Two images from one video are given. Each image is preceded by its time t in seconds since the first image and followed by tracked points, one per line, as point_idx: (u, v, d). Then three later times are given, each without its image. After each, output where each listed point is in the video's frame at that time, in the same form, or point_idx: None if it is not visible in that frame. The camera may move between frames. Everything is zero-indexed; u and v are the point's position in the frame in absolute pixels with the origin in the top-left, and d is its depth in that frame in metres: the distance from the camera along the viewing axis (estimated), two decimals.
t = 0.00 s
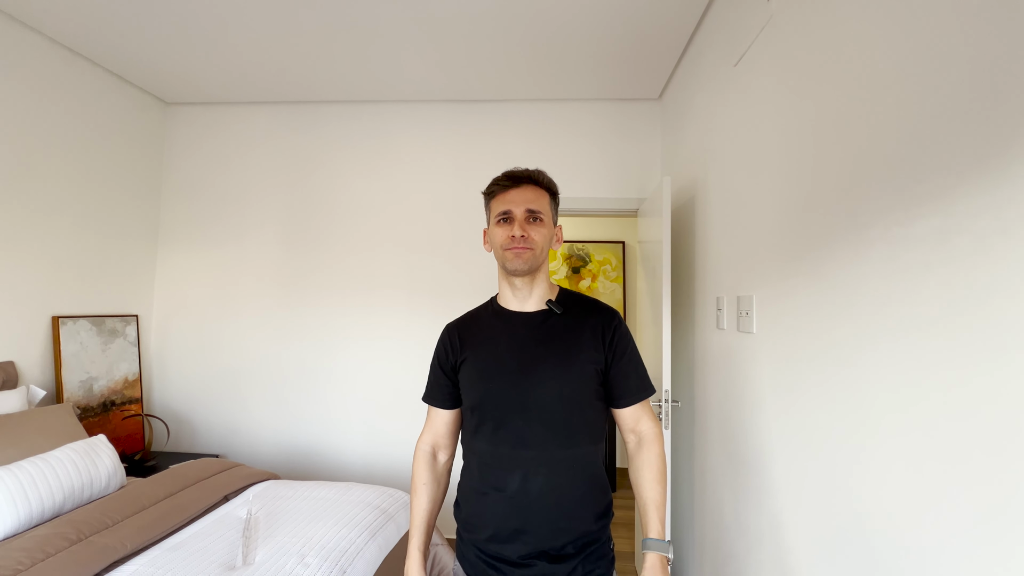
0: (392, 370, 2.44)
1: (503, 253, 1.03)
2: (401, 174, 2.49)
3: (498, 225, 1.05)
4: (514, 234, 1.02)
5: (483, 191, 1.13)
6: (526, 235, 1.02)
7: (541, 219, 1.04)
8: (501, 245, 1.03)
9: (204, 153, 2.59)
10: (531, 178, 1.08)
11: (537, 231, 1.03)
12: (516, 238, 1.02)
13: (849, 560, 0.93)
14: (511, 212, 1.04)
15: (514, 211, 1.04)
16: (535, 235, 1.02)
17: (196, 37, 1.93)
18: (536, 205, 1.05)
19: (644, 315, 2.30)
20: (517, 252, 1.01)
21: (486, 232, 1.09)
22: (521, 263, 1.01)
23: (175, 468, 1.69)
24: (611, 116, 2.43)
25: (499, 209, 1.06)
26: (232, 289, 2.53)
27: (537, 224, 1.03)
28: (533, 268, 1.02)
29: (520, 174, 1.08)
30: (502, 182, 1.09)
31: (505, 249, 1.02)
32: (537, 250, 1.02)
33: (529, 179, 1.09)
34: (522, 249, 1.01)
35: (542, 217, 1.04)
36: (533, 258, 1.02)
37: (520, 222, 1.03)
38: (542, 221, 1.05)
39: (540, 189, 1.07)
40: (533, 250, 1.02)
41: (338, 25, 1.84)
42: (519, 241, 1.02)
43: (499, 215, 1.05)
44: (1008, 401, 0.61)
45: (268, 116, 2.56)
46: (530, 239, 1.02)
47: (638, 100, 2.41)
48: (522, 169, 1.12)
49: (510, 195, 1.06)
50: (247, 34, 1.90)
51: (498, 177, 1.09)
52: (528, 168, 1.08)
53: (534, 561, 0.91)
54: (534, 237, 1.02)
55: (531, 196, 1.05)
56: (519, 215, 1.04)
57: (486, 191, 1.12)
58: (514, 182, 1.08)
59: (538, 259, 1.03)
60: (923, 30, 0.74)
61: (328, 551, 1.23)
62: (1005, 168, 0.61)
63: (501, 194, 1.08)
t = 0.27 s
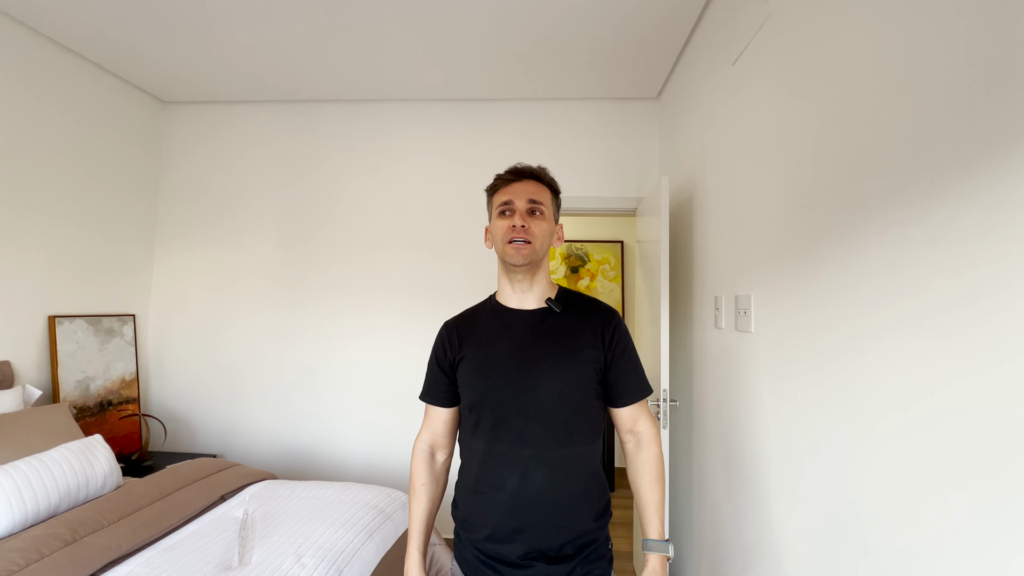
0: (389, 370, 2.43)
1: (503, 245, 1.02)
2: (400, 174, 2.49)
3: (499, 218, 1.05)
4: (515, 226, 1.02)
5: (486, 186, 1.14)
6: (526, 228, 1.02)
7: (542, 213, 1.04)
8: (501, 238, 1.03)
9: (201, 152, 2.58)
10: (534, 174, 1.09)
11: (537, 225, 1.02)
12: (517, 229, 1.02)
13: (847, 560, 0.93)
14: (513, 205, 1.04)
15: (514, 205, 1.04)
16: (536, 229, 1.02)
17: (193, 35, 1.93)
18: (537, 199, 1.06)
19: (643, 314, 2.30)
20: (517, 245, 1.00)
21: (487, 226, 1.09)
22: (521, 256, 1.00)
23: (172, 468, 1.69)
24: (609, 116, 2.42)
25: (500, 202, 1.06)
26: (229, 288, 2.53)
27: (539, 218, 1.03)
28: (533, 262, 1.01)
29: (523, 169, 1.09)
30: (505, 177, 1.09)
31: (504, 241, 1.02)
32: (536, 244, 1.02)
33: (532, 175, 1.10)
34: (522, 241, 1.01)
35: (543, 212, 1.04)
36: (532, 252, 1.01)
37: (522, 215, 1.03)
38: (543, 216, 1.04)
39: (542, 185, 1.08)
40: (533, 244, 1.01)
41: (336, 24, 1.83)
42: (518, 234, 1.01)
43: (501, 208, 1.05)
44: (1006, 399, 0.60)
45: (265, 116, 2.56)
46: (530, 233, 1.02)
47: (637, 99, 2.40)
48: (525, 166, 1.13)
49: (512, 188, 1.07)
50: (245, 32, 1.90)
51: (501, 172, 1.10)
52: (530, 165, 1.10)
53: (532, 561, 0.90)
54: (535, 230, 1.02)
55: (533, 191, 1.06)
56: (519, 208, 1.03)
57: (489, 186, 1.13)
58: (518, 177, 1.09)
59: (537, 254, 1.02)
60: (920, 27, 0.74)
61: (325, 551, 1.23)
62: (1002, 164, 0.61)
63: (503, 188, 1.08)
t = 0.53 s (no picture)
0: (387, 371, 2.42)
1: (495, 260, 1.01)
2: (397, 174, 2.48)
3: (491, 231, 1.03)
4: (505, 241, 0.99)
5: (481, 194, 1.12)
6: (516, 242, 0.99)
7: (534, 224, 1.01)
8: (493, 253, 1.02)
9: (198, 152, 2.57)
10: (525, 182, 1.04)
11: (528, 238, 1.00)
12: (507, 244, 0.99)
13: (844, 562, 0.92)
14: (504, 218, 1.02)
15: (506, 218, 1.02)
16: (526, 242, 0.99)
17: (189, 34, 1.92)
18: (528, 210, 1.02)
19: (641, 315, 2.29)
20: (507, 261, 0.99)
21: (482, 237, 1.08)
22: (512, 272, 0.99)
23: (168, 469, 1.68)
24: (608, 115, 2.41)
25: (492, 214, 1.04)
26: (227, 289, 2.52)
27: (529, 231, 1.00)
28: (525, 276, 1.00)
29: (515, 178, 1.05)
30: (497, 187, 1.06)
31: (496, 257, 1.01)
32: (528, 257, 0.99)
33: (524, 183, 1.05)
34: (513, 257, 0.99)
35: (535, 223, 1.01)
36: (523, 266, 0.99)
37: (512, 228, 1.01)
38: (535, 227, 1.01)
39: (534, 192, 1.04)
40: (524, 258, 0.99)
41: (333, 23, 1.82)
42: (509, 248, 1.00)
43: (492, 221, 1.03)
44: (1006, 400, 0.60)
45: (263, 115, 2.55)
46: (521, 247, 0.99)
47: (635, 99, 2.40)
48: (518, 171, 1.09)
49: (503, 199, 1.04)
50: (242, 32, 1.89)
51: (493, 182, 1.07)
52: (522, 171, 1.05)
53: (521, 559, 0.90)
54: (526, 244, 0.99)
55: (524, 201, 1.02)
56: (511, 221, 1.01)
57: (483, 195, 1.11)
58: (509, 186, 1.05)
59: (530, 267, 1.00)
60: (920, 26, 0.73)
61: (321, 553, 1.22)
62: (1002, 164, 0.60)
63: (495, 199, 1.06)
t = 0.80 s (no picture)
0: (385, 372, 2.42)
1: (477, 271, 1.01)
2: (395, 174, 2.47)
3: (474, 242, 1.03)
4: (483, 254, 0.99)
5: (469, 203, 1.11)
6: (495, 253, 0.98)
7: (512, 234, 0.98)
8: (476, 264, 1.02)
9: (195, 152, 2.56)
10: (504, 191, 1.02)
11: (507, 248, 0.98)
12: (486, 256, 0.98)
13: (840, 562, 0.91)
14: (484, 229, 1.01)
15: (485, 228, 1.00)
16: (504, 253, 0.97)
17: (185, 34, 1.91)
18: (506, 220, 0.99)
19: (639, 315, 2.28)
20: (487, 273, 0.98)
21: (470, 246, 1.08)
22: (492, 282, 0.98)
23: (163, 471, 1.67)
24: (606, 115, 2.40)
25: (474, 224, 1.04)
26: (224, 290, 2.51)
27: (507, 241, 0.98)
28: (507, 284, 0.99)
29: (495, 187, 1.03)
30: (479, 197, 1.05)
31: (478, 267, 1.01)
32: (508, 267, 0.98)
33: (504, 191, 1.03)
34: (492, 268, 0.98)
35: (513, 233, 0.99)
36: (504, 276, 0.98)
37: (490, 240, 0.99)
38: (515, 236, 0.99)
39: (513, 200, 1.01)
40: (503, 268, 0.97)
41: (330, 23, 1.82)
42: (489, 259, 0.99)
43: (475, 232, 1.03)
44: (1005, 401, 0.59)
45: (260, 115, 2.54)
46: (500, 257, 0.98)
47: (634, 99, 2.39)
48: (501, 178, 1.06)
49: (483, 211, 1.03)
50: (238, 31, 1.88)
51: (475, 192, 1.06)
52: (501, 180, 1.03)
53: (507, 548, 0.89)
54: (504, 254, 0.98)
55: (502, 211, 1.00)
56: (490, 231, 0.99)
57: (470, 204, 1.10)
58: (489, 195, 1.03)
59: (510, 277, 0.98)
60: (919, 25, 0.72)
61: (316, 557, 1.21)
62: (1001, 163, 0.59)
63: (478, 209, 1.05)
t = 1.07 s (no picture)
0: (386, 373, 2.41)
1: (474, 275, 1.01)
2: (396, 174, 2.47)
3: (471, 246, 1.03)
4: (479, 258, 0.98)
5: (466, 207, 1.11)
6: (491, 256, 0.97)
7: (508, 237, 0.98)
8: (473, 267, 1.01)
9: (196, 152, 2.56)
10: (498, 195, 1.01)
11: (503, 251, 0.97)
12: (482, 260, 0.98)
13: (840, 562, 0.91)
14: (479, 234, 1.00)
15: (481, 232, 1.00)
16: (500, 256, 0.97)
17: (186, 35, 1.91)
18: (501, 223, 0.99)
19: (641, 316, 2.28)
20: (483, 276, 0.98)
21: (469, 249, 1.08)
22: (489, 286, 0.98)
23: (164, 471, 1.67)
24: (607, 116, 2.40)
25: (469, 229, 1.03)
26: (225, 290, 2.51)
27: (503, 245, 0.97)
28: (503, 287, 0.98)
29: (489, 192, 1.02)
30: (475, 201, 1.05)
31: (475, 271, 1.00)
32: (505, 270, 0.97)
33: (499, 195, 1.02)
34: (488, 272, 0.97)
35: (509, 236, 0.98)
36: (500, 279, 0.97)
37: (486, 244, 0.99)
38: (511, 239, 0.98)
39: (508, 204, 1.00)
40: (499, 271, 0.97)
41: (331, 24, 1.82)
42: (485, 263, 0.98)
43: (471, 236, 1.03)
44: (1006, 403, 0.59)
45: (261, 116, 2.54)
46: (496, 260, 0.97)
47: (635, 99, 2.38)
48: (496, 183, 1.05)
49: (478, 215, 1.02)
50: (239, 32, 1.88)
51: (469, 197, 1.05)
52: (495, 184, 1.02)
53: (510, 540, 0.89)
54: (500, 258, 0.97)
55: (497, 215, 0.99)
56: (485, 236, 0.99)
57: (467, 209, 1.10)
58: (484, 200, 1.03)
59: (507, 280, 0.98)
60: (921, 26, 0.72)
61: (318, 557, 1.21)
62: (1003, 166, 0.59)
63: (474, 213, 1.04)
